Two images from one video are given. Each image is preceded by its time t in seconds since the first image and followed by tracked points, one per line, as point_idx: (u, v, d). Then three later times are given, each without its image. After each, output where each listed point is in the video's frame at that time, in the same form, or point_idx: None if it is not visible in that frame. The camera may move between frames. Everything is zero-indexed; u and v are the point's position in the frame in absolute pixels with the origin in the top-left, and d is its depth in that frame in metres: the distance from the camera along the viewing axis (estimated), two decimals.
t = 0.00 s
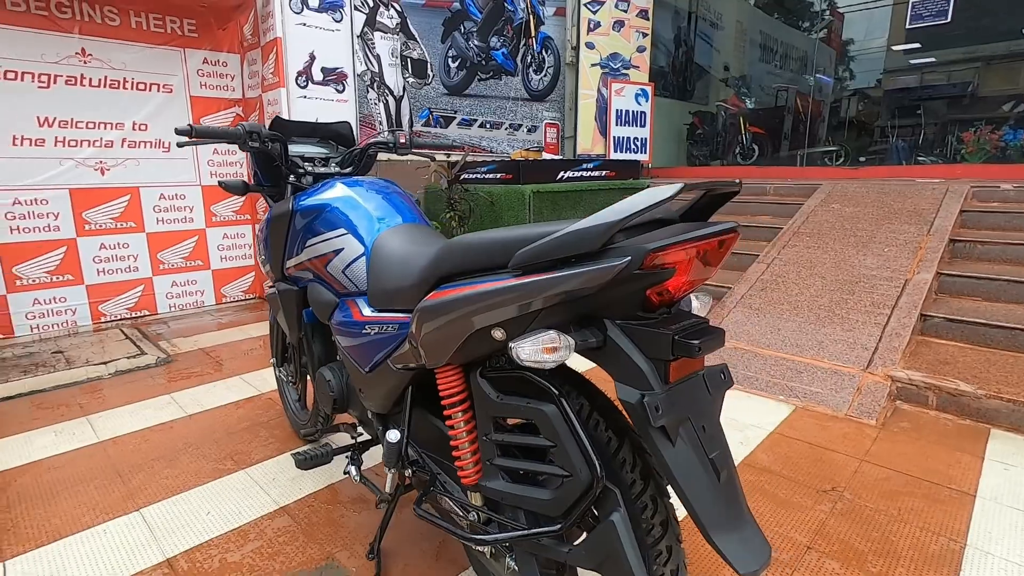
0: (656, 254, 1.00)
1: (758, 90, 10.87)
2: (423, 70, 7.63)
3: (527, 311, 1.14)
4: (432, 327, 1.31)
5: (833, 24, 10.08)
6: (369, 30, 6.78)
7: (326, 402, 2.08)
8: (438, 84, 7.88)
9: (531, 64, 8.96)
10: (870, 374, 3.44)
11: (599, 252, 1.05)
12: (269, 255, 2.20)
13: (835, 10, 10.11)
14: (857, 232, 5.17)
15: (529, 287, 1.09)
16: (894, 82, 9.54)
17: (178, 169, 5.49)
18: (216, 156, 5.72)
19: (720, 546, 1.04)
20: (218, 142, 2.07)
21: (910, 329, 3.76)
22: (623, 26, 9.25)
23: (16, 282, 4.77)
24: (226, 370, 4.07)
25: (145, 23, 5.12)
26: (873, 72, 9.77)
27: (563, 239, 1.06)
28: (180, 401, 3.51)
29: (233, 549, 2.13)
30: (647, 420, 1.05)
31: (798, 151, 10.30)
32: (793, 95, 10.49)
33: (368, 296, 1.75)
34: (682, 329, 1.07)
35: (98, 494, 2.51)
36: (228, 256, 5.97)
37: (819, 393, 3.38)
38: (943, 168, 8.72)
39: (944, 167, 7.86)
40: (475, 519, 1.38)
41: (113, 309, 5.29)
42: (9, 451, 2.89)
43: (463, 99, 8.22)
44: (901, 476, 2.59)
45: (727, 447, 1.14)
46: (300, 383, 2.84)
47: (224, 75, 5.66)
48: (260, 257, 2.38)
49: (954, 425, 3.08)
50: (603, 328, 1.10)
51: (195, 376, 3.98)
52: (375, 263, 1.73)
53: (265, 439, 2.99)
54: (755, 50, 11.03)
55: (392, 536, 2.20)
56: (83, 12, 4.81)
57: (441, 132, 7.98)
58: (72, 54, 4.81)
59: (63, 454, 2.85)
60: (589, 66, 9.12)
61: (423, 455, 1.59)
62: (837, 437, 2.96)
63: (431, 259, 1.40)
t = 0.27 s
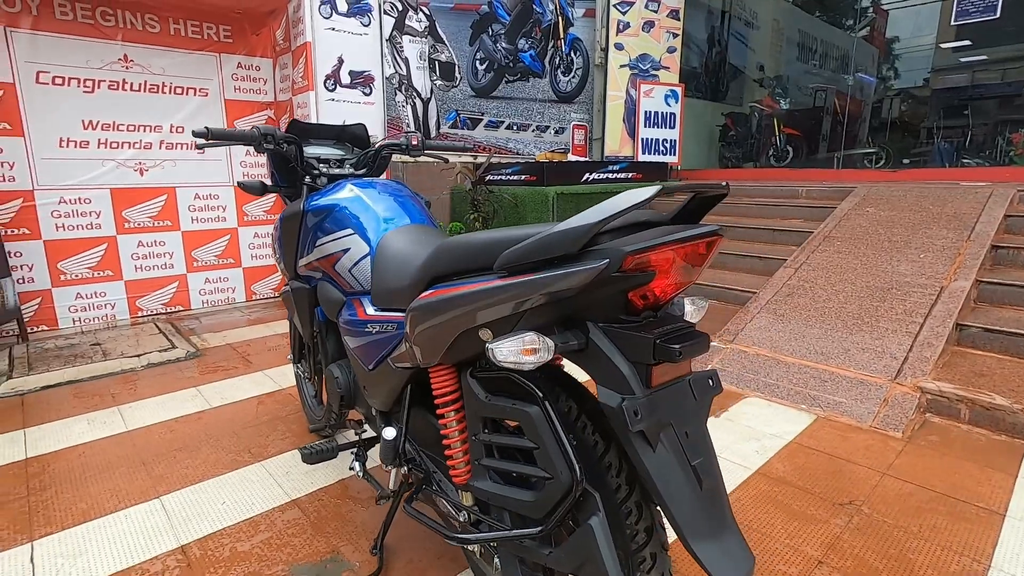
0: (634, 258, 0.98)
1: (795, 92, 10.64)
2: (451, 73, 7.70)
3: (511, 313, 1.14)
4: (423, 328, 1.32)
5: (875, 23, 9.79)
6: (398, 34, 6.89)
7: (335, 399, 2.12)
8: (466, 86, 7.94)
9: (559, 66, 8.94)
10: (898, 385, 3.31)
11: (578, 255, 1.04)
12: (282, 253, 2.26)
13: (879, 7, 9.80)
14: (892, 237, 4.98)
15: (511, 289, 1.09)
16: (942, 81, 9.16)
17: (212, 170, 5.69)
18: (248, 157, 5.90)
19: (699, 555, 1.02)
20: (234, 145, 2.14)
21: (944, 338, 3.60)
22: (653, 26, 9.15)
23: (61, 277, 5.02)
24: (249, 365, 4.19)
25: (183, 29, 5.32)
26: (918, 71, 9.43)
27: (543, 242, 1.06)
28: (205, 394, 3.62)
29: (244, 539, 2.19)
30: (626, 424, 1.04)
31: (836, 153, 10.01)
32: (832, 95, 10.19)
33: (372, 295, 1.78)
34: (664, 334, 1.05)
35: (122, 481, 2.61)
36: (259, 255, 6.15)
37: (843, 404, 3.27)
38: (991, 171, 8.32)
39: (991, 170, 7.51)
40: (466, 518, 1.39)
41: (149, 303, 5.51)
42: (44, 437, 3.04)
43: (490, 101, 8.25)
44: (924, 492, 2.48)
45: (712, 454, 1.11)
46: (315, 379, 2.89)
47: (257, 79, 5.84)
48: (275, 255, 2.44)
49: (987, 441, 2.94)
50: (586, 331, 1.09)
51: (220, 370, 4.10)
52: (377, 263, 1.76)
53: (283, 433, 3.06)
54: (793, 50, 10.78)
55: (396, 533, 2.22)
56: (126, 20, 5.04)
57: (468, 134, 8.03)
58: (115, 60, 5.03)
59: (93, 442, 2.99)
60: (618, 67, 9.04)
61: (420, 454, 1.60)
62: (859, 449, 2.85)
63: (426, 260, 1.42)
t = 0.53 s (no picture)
0: (610, 257, 0.95)
1: (826, 91, 10.37)
2: (472, 73, 7.71)
3: (489, 314, 1.11)
4: (408, 328, 1.31)
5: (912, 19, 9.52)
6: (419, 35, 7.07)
7: (336, 397, 2.13)
8: (487, 87, 7.94)
9: (581, 66, 8.88)
10: (925, 394, 3.17)
11: (555, 253, 1.01)
12: (287, 252, 2.28)
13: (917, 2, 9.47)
14: (924, 239, 4.79)
15: (488, 289, 1.07)
16: (985, 78, 8.77)
17: (236, 171, 5.81)
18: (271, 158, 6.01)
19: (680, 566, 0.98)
20: (240, 144, 2.17)
21: (976, 345, 3.44)
22: (678, 24, 9.02)
23: (91, 274, 5.19)
24: (266, 363, 4.25)
25: (209, 33, 5.45)
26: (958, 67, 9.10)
27: (519, 240, 1.03)
28: (221, 390, 3.69)
29: (247, 534, 2.21)
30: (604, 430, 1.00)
31: (870, 152, 9.62)
32: (866, 92, 9.89)
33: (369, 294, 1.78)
34: (645, 336, 1.02)
35: (136, 473, 2.67)
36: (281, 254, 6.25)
37: (865, 412, 3.14)
38: None
39: None
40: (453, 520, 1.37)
41: (175, 301, 5.66)
42: (66, 429, 3.13)
43: (511, 101, 8.23)
44: (947, 507, 2.36)
45: (697, 461, 1.07)
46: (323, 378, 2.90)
47: (280, 81, 5.95)
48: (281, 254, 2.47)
49: (1020, 454, 2.78)
50: (565, 332, 1.06)
51: (237, 367, 4.18)
52: (373, 262, 1.76)
53: (292, 431, 3.09)
54: (825, 47, 10.52)
55: (396, 534, 2.21)
56: (154, 25, 5.18)
57: (488, 134, 8.03)
58: (143, 64, 5.18)
59: (112, 434, 3.07)
60: (641, 66, 8.93)
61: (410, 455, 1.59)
62: (880, 460, 2.74)
63: (414, 259, 1.41)
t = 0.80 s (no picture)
0: (576, 266, 0.90)
1: (859, 90, 10.01)
2: (492, 75, 7.69)
3: (460, 323, 1.08)
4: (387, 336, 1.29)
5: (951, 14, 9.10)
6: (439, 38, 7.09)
7: (332, 401, 2.13)
8: (507, 88, 7.90)
9: (604, 66, 8.78)
10: (953, 408, 3.01)
11: (523, 261, 0.97)
12: (287, 254, 2.29)
13: None
14: (959, 244, 4.57)
15: (458, 297, 1.04)
16: None
17: (257, 173, 5.90)
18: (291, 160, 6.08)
19: None
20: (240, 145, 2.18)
21: (1010, 358, 3.25)
22: (703, 23, 8.87)
23: (117, 273, 5.34)
24: (279, 363, 4.29)
25: (232, 37, 5.55)
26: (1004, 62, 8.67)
27: (486, 247, 0.99)
28: (233, 389, 3.73)
29: (244, 535, 2.21)
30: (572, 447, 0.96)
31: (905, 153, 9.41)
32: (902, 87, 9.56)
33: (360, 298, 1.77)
34: (618, 349, 0.98)
35: (144, 471, 2.71)
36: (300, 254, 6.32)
37: (887, 426, 2.99)
38: None
39: None
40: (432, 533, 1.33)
41: (197, 300, 5.77)
42: (82, 425, 3.20)
43: (532, 103, 8.18)
44: (972, 530, 2.22)
45: (674, 485, 1.02)
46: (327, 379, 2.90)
47: (301, 84, 6.02)
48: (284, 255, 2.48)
49: None
50: (537, 343, 1.02)
51: (251, 366, 4.22)
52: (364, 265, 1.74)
53: (298, 432, 3.10)
54: (859, 45, 10.21)
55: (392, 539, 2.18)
56: (179, 30, 5.30)
57: (508, 136, 7.99)
58: (168, 68, 5.30)
59: (125, 431, 3.13)
60: (664, 66, 8.80)
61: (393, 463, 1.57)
62: (900, 477, 2.60)
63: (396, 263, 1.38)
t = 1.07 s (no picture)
0: (538, 262, 0.86)
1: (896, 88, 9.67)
2: (513, 73, 7.63)
3: (431, 320, 1.06)
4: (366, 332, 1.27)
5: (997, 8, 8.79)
6: (460, 35, 7.00)
7: (329, 397, 2.11)
8: (528, 86, 7.84)
9: (627, 64, 8.66)
10: (982, 420, 2.85)
11: (487, 257, 0.93)
12: (288, 249, 2.28)
13: None
14: (996, 248, 4.35)
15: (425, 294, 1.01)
16: None
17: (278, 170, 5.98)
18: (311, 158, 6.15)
19: None
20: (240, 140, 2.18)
21: None
22: (730, 19, 8.68)
23: (142, 267, 5.47)
24: (292, 358, 4.32)
25: (255, 36, 5.63)
26: None
27: (451, 242, 0.96)
28: (245, 383, 3.77)
29: (242, 529, 2.22)
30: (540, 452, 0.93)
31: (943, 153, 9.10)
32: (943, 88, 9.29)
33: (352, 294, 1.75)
34: (589, 350, 0.95)
35: (152, 462, 2.75)
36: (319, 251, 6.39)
37: (911, 437, 2.85)
38: None
39: None
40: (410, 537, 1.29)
41: (219, 295, 5.88)
42: (97, 415, 3.27)
43: (553, 101, 8.10)
44: (998, 550, 2.08)
45: (646, 495, 0.98)
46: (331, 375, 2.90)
47: (323, 82, 6.08)
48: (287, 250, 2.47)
49: None
50: (507, 343, 0.99)
51: (264, 361, 4.27)
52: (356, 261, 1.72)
53: (303, 427, 3.11)
54: (898, 41, 9.90)
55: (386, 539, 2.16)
56: (204, 29, 5.39)
57: (529, 134, 7.92)
58: (193, 67, 5.41)
59: (138, 422, 3.18)
60: (690, 64, 8.63)
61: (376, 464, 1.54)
62: (923, 492, 2.47)
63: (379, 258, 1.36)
